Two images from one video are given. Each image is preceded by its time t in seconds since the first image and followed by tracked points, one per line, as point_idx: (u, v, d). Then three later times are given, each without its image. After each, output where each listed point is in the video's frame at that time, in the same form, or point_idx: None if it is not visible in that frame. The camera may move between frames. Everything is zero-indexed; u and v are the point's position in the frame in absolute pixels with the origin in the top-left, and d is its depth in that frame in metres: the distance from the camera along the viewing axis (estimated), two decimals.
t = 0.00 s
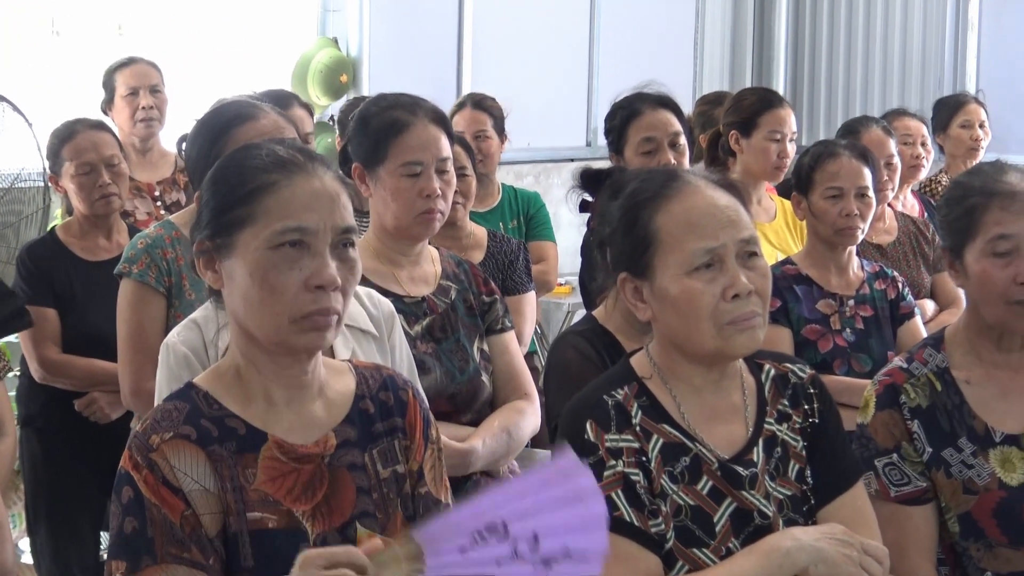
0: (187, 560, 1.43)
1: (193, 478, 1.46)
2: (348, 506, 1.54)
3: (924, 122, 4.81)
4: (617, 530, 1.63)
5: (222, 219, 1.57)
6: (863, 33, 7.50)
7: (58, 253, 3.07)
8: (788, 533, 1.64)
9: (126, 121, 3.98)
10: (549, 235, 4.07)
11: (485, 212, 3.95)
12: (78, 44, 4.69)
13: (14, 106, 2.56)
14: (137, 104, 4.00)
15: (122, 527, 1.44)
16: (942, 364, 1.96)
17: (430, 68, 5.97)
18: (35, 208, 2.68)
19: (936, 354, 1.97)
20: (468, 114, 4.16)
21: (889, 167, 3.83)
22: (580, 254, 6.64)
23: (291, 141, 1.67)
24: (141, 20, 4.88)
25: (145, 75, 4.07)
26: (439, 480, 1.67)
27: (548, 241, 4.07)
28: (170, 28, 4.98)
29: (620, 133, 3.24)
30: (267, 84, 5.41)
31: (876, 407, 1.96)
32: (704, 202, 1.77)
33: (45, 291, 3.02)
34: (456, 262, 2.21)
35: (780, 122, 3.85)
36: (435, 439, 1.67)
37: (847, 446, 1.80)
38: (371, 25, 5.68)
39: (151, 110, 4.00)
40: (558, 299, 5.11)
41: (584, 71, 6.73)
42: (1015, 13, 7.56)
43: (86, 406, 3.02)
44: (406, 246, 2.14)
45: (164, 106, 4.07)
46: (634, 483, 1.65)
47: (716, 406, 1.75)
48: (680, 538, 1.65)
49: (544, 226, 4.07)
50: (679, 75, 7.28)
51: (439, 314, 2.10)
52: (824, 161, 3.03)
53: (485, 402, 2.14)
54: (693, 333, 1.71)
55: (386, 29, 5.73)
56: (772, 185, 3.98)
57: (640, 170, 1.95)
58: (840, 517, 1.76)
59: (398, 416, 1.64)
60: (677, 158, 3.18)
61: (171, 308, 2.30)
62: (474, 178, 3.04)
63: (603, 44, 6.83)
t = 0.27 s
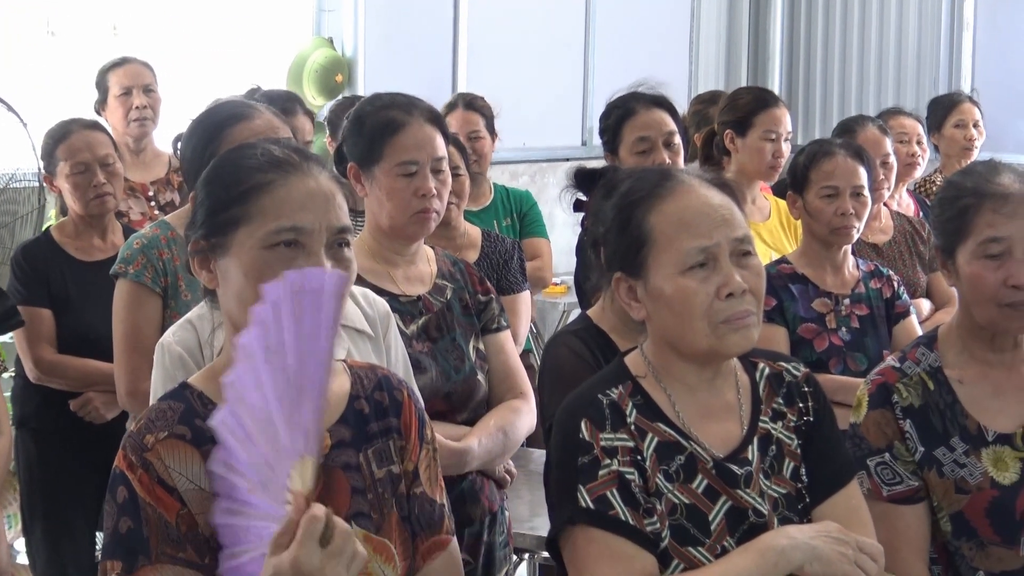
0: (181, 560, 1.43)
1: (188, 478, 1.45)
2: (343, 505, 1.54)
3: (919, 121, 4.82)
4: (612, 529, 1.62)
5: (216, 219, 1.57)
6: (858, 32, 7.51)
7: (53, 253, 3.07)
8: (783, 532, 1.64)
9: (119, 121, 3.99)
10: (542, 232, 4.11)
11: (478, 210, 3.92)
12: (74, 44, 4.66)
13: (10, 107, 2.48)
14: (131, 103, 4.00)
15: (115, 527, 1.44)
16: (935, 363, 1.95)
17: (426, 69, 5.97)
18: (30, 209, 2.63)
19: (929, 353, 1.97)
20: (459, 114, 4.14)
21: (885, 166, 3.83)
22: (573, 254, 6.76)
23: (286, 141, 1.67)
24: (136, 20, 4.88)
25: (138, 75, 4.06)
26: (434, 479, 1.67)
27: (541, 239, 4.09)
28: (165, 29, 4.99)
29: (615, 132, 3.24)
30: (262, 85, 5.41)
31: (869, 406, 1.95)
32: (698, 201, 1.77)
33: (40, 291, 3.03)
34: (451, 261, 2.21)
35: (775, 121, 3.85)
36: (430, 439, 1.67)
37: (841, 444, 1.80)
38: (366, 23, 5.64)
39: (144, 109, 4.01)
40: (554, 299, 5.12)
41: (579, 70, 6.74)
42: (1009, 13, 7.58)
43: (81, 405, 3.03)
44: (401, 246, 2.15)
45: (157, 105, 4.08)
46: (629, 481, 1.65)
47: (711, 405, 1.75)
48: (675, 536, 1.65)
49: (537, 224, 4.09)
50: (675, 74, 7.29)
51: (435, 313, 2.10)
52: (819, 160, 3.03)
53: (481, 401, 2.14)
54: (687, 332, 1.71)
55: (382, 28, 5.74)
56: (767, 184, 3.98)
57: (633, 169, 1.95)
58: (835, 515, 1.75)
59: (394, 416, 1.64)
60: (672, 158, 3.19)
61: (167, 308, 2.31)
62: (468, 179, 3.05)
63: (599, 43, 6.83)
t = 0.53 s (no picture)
0: (170, 559, 1.42)
1: (177, 477, 1.45)
2: (332, 503, 1.52)
3: (911, 117, 4.82)
4: (603, 525, 1.62)
5: (205, 216, 1.57)
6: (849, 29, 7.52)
7: (44, 252, 3.07)
8: (773, 527, 1.64)
9: (108, 119, 4.00)
10: (534, 229, 4.10)
11: (470, 208, 3.95)
12: (64, 43, 4.69)
13: None
14: (120, 101, 4.01)
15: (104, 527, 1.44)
16: (924, 359, 1.95)
17: (418, 66, 5.96)
18: (20, 208, 2.78)
19: (918, 350, 1.97)
20: (450, 111, 4.13)
21: (877, 163, 3.82)
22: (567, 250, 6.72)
23: (275, 138, 1.67)
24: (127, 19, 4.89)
25: (126, 72, 4.09)
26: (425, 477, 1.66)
27: (533, 236, 4.08)
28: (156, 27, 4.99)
29: (606, 129, 3.24)
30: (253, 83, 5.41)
31: (857, 402, 1.95)
32: (687, 197, 1.77)
33: (31, 289, 3.03)
34: (443, 258, 2.21)
35: (765, 118, 3.85)
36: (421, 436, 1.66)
37: (832, 440, 1.80)
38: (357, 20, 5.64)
39: (133, 107, 4.02)
40: (546, 296, 5.12)
41: (570, 67, 6.74)
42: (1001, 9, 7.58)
43: (72, 404, 3.03)
44: (393, 243, 2.15)
45: (146, 102, 4.09)
46: (620, 477, 1.65)
47: (700, 401, 1.75)
48: (665, 532, 1.65)
49: (529, 221, 4.09)
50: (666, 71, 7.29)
51: (426, 310, 2.11)
52: (810, 156, 3.03)
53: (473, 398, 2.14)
54: (677, 327, 1.71)
55: (372, 26, 5.74)
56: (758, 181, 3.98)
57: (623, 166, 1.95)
58: (824, 510, 1.76)
59: (386, 413, 1.63)
60: (663, 154, 3.19)
61: (159, 306, 2.31)
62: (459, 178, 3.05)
63: (590, 41, 6.83)
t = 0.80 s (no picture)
0: (163, 555, 1.42)
1: (168, 473, 1.45)
2: (328, 499, 1.54)
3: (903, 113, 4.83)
4: (595, 521, 1.62)
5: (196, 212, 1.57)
6: (840, 25, 7.53)
7: (36, 249, 3.07)
8: (765, 522, 1.64)
9: (98, 116, 3.99)
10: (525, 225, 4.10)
11: (462, 204, 3.94)
12: (55, 40, 4.68)
13: None
14: (109, 97, 4.01)
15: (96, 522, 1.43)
16: (915, 355, 1.95)
17: (409, 63, 5.96)
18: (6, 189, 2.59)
19: (909, 346, 1.97)
20: (446, 108, 4.14)
21: (868, 159, 3.83)
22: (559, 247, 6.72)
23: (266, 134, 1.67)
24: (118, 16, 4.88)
25: (115, 69, 4.09)
26: (417, 472, 1.66)
27: (524, 232, 4.08)
28: (146, 24, 4.98)
29: (598, 124, 3.25)
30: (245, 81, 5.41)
31: (847, 399, 1.95)
32: (678, 193, 1.77)
33: (21, 288, 3.03)
34: (435, 255, 2.21)
35: (754, 114, 3.85)
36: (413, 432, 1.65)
37: (823, 436, 1.80)
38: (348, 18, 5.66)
39: (123, 103, 4.02)
40: (539, 293, 5.12)
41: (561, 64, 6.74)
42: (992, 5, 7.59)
43: (62, 402, 3.02)
44: (384, 240, 2.15)
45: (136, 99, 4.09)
46: (611, 473, 1.64)
47: (692, 397, 1.75)
48: (657, 528, 1.65)
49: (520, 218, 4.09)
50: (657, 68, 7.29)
51: (418, 307, 2.11)
52: (801, 152, 3.04)
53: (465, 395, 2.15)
54: (669, 323, 1.71)
55: (363, 23, 5.73)
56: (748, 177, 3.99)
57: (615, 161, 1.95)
58: (816, 506, 1.76)
59: (378, 408, 1.63)
60: (655, 150, 3.19)
61: (150, 303, 2.31)
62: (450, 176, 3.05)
63: (581, 38, 6.84)
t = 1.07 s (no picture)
0: (157, 551, 1.42)
1: (161, 469, 1.44)
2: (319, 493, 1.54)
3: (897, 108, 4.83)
4: (587, 517, 1.62)
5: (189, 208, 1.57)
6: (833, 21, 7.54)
7: (27, 247, 3.07)
8: (756, 517, 1.64)
9: (89, 114, 3.99)
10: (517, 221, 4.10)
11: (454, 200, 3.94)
12: (47, 35, 4.67)
13: None
14: (100, 96, 4.01)
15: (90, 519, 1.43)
16: (905, 349, 1.96)
17: (401, 60, 5.97)
18: None
19: (899, 340, 1.97)
20: (438, 104, 4.14)
21: (860, 154, 3.83)
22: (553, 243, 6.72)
23: (258, 130, 1.66)
24: (110, 14, 4.88)
25: (106, 67, 4.08)
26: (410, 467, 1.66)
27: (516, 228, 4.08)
28: (138, 21, 4.98)
29: (590, 120, 3.25)
30: (236, 79, 5.42)
31: (839, 393, 1.96)
32: (668, 188, 1.77)
33: (12, 286, 3.02)
34: (427, 251, 2.21)
35: (746, 109, 3.86)
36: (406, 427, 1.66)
37: (815, 430, 1.80)
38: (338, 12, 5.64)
39: (114, 101, 4.02)
40: (532, 290, 5.12)
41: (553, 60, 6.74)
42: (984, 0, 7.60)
43: (54, 400, 3.02)
44: (377, 236, 2.16)
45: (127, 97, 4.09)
46: (603, 469, 1.65)
47: (683, 392, 1.75)
48: (649, 523, 1.66)
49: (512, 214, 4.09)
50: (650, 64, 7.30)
51: (410, 303, 2.11)
52: (792, 148, 3.04)
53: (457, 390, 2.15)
54: (659, 319, 1.71)
55: (355, 20, 5.74)
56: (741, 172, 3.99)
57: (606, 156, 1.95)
58: (808, 500, 1.76)
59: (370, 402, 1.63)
60: (647, 145, 3.19)
61: (142, 301, 2.31)
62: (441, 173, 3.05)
63: (573, 34, 6.84)
